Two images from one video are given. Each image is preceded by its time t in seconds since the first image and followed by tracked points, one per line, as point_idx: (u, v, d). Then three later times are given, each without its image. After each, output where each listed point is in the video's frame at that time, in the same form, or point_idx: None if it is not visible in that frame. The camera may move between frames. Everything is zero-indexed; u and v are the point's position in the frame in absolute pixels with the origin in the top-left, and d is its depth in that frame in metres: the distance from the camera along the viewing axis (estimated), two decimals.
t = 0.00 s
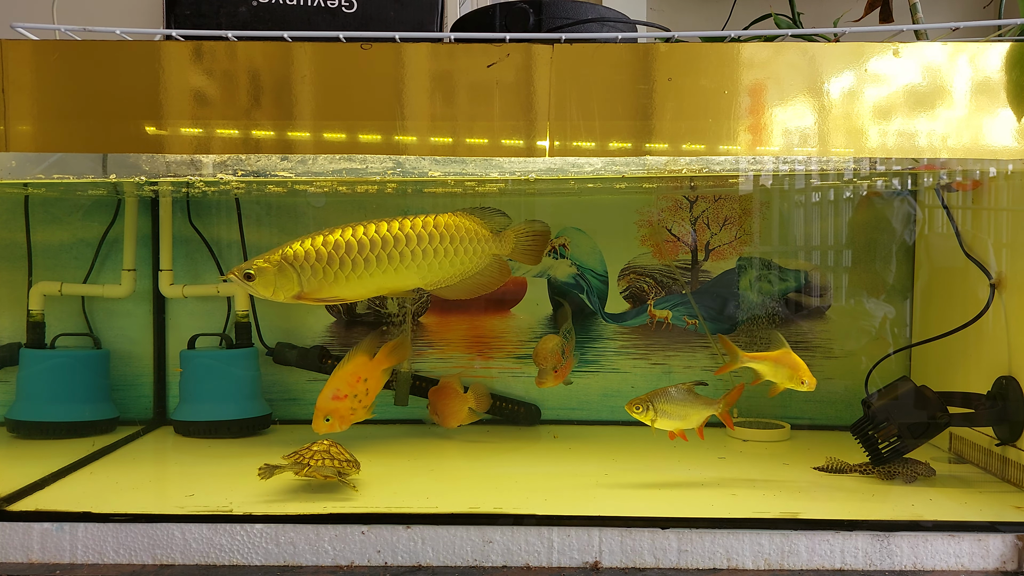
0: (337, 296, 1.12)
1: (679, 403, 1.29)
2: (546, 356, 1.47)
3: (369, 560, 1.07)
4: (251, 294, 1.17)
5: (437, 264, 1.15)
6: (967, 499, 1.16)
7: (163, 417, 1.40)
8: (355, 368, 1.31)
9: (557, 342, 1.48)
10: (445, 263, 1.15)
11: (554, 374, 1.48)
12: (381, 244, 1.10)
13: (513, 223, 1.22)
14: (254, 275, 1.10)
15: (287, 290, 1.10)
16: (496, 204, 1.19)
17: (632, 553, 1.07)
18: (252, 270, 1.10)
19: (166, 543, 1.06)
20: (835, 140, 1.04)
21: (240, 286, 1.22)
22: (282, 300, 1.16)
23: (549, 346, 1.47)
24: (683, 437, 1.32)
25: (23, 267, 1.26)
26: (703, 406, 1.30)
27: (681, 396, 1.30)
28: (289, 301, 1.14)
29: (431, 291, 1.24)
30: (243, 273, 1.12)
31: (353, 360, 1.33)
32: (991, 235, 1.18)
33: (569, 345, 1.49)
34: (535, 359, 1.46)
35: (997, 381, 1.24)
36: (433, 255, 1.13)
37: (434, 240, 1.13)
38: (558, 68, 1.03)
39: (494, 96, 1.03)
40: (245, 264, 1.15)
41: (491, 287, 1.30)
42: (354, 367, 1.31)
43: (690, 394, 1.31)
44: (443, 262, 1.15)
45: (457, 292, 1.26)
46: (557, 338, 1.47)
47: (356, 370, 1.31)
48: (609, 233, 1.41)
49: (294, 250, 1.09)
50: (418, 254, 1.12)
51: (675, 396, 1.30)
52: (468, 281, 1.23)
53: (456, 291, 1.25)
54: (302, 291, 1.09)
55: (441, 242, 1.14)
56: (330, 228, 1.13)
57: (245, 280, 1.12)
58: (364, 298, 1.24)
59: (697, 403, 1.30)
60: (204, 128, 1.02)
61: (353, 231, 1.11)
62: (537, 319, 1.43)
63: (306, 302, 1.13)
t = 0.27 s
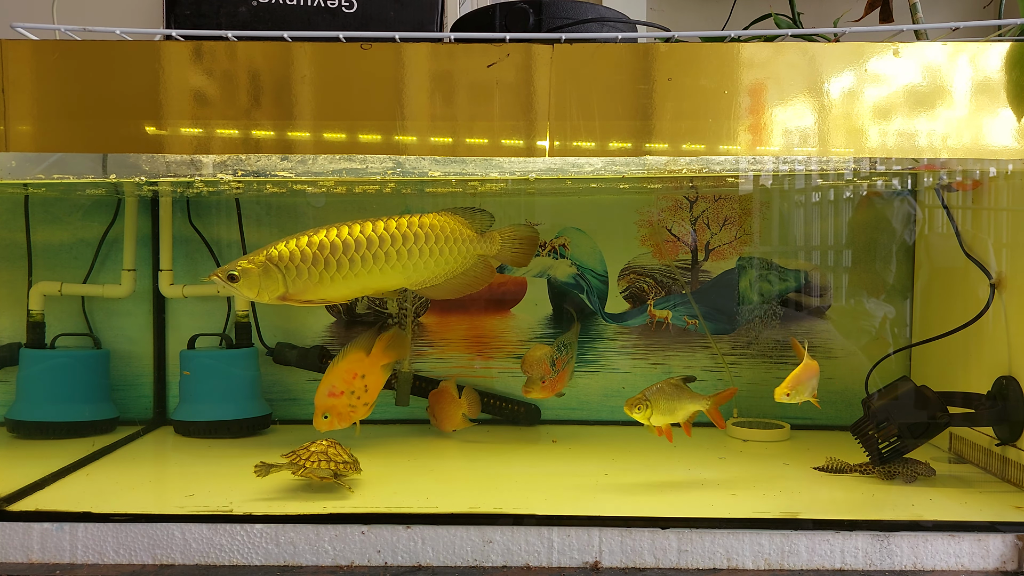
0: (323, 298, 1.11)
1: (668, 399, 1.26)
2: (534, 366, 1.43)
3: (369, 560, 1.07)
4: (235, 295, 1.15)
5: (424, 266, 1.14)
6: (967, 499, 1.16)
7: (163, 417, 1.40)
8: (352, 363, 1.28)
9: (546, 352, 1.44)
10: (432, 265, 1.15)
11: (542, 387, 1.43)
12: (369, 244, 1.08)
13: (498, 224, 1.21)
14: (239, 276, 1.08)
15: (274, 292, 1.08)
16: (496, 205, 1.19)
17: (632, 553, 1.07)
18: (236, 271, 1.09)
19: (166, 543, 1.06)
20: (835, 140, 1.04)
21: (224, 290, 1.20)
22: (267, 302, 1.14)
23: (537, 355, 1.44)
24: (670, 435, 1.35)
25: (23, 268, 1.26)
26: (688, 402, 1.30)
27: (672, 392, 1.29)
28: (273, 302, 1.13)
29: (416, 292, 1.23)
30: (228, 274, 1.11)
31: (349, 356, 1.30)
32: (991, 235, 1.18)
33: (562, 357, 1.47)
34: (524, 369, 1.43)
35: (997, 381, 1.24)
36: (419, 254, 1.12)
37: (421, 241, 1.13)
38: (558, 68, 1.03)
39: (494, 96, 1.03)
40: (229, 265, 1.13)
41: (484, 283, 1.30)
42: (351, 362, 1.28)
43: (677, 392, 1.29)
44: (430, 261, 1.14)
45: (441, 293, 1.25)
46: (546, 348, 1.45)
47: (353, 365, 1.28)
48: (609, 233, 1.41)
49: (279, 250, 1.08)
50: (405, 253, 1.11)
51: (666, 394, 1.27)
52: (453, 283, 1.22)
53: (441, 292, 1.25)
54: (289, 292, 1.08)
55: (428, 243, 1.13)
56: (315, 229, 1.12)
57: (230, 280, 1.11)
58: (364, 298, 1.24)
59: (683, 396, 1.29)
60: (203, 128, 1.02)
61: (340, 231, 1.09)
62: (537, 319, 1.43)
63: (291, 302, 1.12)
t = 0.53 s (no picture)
0: (306, 297, 1.17)
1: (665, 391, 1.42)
2: (520, 372, 1.43)
3: (369, 560, 1.07)
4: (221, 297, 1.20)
5: (402, 265, 1.19)
6: (967, 499, 1.16)
7: (163, 417, 1.40)
8: (348, 359, 1.35)
9: (535, 359, 1.44)
10: (410, 263, 1.19)
11: (527, 393, 1.42)
12: (349, 245, 1.14)
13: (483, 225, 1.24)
14: (224, 277, 1.14)
15: (258, 292, 1.14)
16: (496, 206, 1.21)
17: (632, 553, 1.07)
18: (222, 272, 1.14)
19: (166, 543, 1.06)
20: (835, 140, 1.04)
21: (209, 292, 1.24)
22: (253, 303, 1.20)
23: (527, 358, 1.44)
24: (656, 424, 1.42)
25: (22, 268, 1.26)
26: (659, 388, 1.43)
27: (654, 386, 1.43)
28: (258, 303, 1.19)
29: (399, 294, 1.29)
30: (213, 275, 1.16)
31: (348, 351, 1.35)
32: (991, 235, 1.19)
33: (554, 368, 1.46)
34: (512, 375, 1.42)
35: (997, 381, 1.24)
36: (399, 255, 1.17)
37: (400, 240, 1.17)
38: (558, 68, 1.03)
39: (495, 96, 1.03)
40: (214, 265, 1.18)
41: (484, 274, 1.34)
42: (348, 358, 1.35)
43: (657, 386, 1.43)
44: (410, 262, 1.19)
45: (425, 294, 1.30)
46: (535, 356, 1.44)
47: (350, 360, 1.35)
48: (609, 233, 1.40)
49: (264, 252, 1.13)
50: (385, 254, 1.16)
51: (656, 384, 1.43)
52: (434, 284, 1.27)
53: (424, 292, 1.29)
54: (272, 293, 1.14)
55: (406, 243, 1.18)
56: (299, 229, 1.18)
57: (215, 281, 1.16)
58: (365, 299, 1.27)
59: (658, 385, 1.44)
60: (204, 128, 1.02)
61: (322, 231, 1.14)
62: (537, 320, 1.44)
63: (276, 303, 1.18)
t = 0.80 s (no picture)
0: (294, 299, 1.16)
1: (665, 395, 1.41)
2: (504, 374, 1.41)
3: (369, 560, 1.07)
4: (207, 299, 1.20)
5: (390, 265, 1.18)
6: (967, 499, 1.16)
7: (163, 417, 1.41)
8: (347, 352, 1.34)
9: (517, 363, 1.42)
10: (397, 264, 1.19)
11: (510, 396, 1.39)
12: (337, 245, 1.13)
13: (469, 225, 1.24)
14: (210, 279, 1.13)
15: (245, 293, 1.14)
16: (495, 207, 1.22)
17: (632, 553, 1.07)
18: (208, 274, 1.13)
19: (166, 543, 1.06)
20: (836, 140, 1.04)
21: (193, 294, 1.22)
22: (240, 305, 1.19)
23: (507, 362, 1.42)
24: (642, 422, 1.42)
25: (23, 267, 1.27)
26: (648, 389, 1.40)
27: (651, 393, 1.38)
28: (245, 304, 1.18)
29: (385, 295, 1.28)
30: (199, 277, 1.15)
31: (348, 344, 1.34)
32: (991, 235, 1.18)
33: (543, 376, 1.42)
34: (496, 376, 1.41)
35: (997, 381, 1.24)
36: (386, 255, 1.17)
37: (387, 240, 1.17)
38: (558, 68, 1.03)
39: (495, 96, 1.03)
40: (200, 267, 1.17)
41: (484, 275, 1.35)
42: (347, 351, 1.34)
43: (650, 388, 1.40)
44: (397, 262, 1.19)
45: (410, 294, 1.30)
46: (518, 359, 1.42)
47: (349, 353, 1.34)
48: (608, 233, 1.40)
49: (250, 253, 1.13)
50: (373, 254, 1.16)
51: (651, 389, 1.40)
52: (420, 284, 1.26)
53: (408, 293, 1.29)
54: (260, 294, 1.14)
55: (393, 242, 1.17)
56: (285, 230, 1.17)
57: (201, 284, 1.15)
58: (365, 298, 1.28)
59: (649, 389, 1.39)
60: (204, 128, 1.02)
61: (309, 232, 1.14)
62: (537, 320, 1.44)
63: (264, 305, 1.17)
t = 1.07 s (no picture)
0: (281, 300, 1.17)
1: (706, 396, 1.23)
2: (490, 373, 1.39)
3: (369, 560, 1.07)
4: (193, 301, 1.19)
5: (376, 265, 1.19)
6: (967, 499, 1.16)
7: (163, 417, 1.40)
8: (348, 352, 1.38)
9: (505, 362, 1.39)
10: (383, 264, 1.19)
11: (495, 395, 1.37)
12: (324, 245, 1.14)
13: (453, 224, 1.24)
14: (198, 280, 1.13)
15: (232, 295, 1.14)
16: (495, 207, 1.23)
17: (632, 553, 1.07)
18: (196, 275, 1.13)
19: (166, 543, 1.06)
20: (836, 140, 1.04)
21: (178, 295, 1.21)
22: (227, 306, 1.19)
23: (494, 363, 1.40)
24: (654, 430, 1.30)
25: (23, 267, 1.26)
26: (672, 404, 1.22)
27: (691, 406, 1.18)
28: (232, 306, 1.18)
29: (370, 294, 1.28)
30: (186, 278, 1.14)
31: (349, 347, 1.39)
32: (991, 235, 1.19)
33: (531, 378, 1.37)
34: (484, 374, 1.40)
35: (997, 381, 1.24)
36: (373, 255, 1.17)
37: (373, 239, 1.17)
38: (558, 68, 1.03)
39: (495, 96, 1.03)
40: (186, 268, 1.17)
41: (484, 274, 1.36)
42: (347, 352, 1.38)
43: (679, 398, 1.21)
44: (384, 261, 1.19)
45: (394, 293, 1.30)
46: (507, 359, 1.39)
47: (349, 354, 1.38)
48: (610, 233, 1.40)
49: (238, 254, 1.14)
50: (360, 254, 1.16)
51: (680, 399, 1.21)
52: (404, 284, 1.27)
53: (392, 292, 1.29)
54: (247, 296, 1.14)
55: (380, 242, 1.18)
56: (272, 231, 1.18)
57: (188, 285, 1.14)
58: (365, 296, 1.31)
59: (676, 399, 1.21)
60: (204, 128, 1.02)
61: (296, 233, 1.15)
62: (537, 319, 1.43)
63: (249, 307, 1.17)
